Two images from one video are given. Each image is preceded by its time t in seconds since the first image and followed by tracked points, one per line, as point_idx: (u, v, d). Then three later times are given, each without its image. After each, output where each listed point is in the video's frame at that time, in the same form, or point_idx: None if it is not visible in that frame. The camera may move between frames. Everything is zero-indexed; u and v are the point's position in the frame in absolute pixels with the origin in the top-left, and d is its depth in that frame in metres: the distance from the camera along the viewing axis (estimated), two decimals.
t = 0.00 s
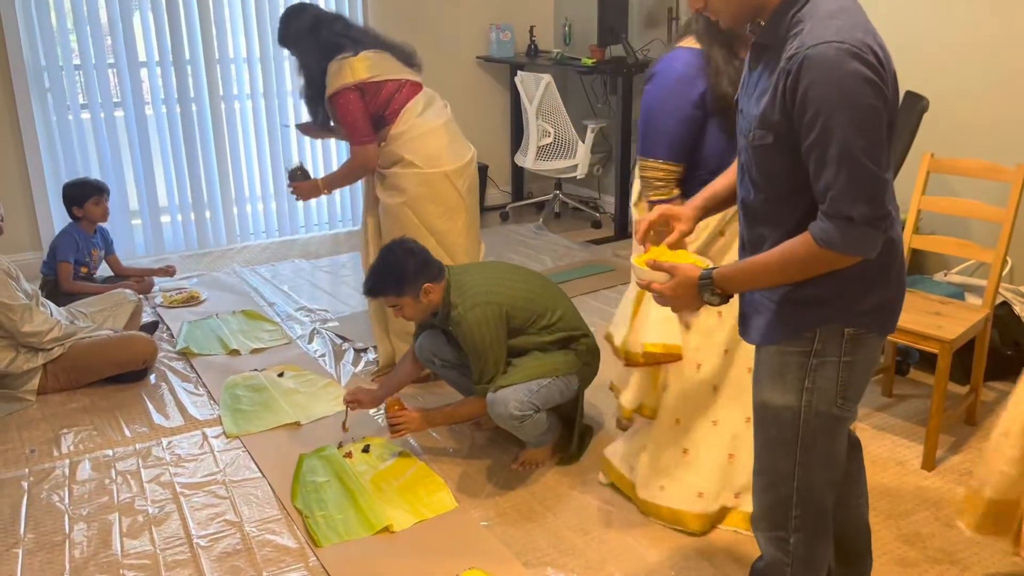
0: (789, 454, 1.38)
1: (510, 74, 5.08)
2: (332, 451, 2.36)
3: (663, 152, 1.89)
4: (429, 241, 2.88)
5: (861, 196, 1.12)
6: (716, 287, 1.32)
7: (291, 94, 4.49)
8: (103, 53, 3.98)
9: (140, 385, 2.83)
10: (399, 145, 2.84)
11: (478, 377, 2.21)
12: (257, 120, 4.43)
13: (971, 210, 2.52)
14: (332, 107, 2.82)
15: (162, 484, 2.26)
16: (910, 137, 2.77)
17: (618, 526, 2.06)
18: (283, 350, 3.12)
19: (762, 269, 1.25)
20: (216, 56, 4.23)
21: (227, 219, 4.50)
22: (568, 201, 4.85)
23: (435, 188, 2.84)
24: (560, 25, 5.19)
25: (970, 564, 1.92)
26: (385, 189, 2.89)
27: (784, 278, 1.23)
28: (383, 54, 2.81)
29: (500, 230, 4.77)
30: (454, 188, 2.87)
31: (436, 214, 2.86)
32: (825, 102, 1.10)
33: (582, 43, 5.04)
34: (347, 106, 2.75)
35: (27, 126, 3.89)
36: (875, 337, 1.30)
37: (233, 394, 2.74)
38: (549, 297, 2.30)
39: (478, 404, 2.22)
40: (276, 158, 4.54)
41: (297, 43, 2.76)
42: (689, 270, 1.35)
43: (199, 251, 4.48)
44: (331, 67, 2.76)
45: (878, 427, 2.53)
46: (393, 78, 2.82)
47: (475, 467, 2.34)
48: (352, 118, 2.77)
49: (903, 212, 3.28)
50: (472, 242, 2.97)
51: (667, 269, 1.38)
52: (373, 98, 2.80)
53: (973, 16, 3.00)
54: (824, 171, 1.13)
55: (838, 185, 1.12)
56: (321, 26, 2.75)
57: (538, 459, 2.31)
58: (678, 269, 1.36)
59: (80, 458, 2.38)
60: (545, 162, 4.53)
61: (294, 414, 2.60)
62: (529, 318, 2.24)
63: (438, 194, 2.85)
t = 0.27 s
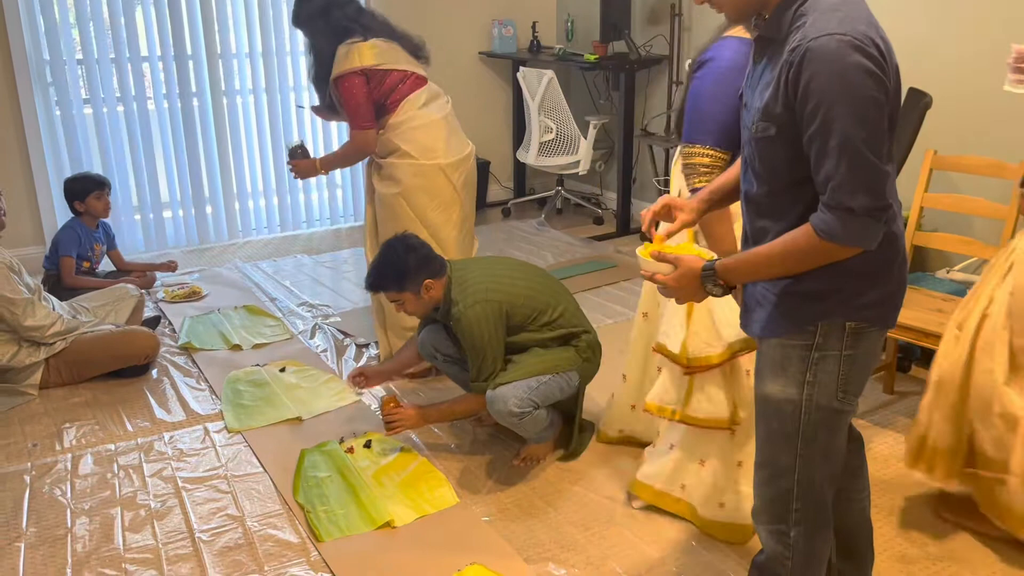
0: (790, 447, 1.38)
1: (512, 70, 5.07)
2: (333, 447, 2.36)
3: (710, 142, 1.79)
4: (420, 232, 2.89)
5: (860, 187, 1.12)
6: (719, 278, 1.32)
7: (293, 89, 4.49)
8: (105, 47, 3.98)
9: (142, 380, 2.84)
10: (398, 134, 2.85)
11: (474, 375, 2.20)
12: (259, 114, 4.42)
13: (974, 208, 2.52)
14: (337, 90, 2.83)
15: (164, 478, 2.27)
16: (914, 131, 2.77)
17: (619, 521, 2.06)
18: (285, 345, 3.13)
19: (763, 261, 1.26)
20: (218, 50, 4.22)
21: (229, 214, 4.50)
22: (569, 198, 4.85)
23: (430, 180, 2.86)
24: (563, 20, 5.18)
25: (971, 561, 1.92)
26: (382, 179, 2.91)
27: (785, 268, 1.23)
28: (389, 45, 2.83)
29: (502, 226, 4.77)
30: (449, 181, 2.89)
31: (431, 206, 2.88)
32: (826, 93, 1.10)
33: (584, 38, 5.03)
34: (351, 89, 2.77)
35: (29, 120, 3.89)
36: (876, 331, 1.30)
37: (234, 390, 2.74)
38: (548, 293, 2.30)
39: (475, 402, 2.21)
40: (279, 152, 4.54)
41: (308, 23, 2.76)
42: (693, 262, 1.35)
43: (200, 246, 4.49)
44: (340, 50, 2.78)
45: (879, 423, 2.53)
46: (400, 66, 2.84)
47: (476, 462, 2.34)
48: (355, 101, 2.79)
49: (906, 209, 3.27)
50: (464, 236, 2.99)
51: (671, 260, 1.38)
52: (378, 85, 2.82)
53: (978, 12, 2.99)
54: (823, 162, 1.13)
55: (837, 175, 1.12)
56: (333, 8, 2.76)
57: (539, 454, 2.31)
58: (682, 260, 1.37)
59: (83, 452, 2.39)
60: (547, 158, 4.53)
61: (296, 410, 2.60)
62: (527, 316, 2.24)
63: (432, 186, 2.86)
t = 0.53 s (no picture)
0: (791, 439, 1.37)
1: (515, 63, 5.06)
2: (335, 439, 2.37)
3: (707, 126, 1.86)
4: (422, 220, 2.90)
5: (862, 181, 1.11)
6: (720, 279, 1.32)
7: (296, 82, 4.48)
8: (108, 40, 3.98)
9: (144, 372, 2.84)
10: (404, 121, 2.86)
11: (474, 342, 2.17)
12: (261, 107, 4.42)
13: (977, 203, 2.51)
14: (347, 74, 2.83)
15: (166, 470, 2.27)
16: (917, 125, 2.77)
17: (620, 515, 2.07)
18: (287, 338, 3.13)
19: (763, 255, 1.25)
20: (220, 43, 4.22)
21: (231, 207, 4.50)
22: (572, 191, 4.85)
23: (434, 169, 2.86)
24: (566, 14, 5.17)
25: (971, 555, 1.92)
26: (386, 166, 2.92)
27: (784, 264, 1.23)
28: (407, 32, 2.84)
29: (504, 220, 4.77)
30: (452, 170, 2.89)
31: (433, 194, 2.88)
32: (827, 87, 1.10)
33: (587, 32, 5.01)
34: (362, 74, 2.77)
35: (32, 113, 3.89)
36: (878, 325, 1.31)
37: (236, 382, 2.75)
38: (552, 257, 2.26)
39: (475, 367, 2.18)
40: (281, 145, 4.53)
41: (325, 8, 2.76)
42: (694, 264, 1.35)
43: (202, 238, 4.49)
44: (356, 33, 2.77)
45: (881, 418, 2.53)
46: (412, 56, 2.83)
47: (477, 455, 2.34)
48: (365, 87, 2.79)
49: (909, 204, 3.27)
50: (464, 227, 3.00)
51: (671, 264, 1.38)
52: (389, 73, 2.81)
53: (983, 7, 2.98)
54: (825, 155, 1.13)
55: (838, 169, 1.12)
56: None
57: (540, 447, 2.32)
58: (683, 262, 1.37)
59: (85, 444, 2.39)
60: (549, 152, 4.53)
61: (298, 402, 2.60)
62: (528, 282, 2.22)
63: (433, 175, 2.87)
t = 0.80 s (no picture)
0: (794, 441, 1.37)
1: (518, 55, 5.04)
2: (337, 430, 2.37)
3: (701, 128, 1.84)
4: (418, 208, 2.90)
5: (875, 220, 1.12)
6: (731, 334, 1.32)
7: (298, 72, 4.47)
8: (110, 29, 3.97)
9: (147, 362, 2.85)
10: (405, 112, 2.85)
11: (480, 270, 2.15)
12: (264, 98, 4.41)
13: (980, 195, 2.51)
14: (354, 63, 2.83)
15: (168, 460, 2.28)
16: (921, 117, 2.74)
17: (621, 506, 2.07)
18: (289, 328, 3.13)
19: (777, 300, 1.24)
20: (222, 33, 4.21)
21: (233, 197, 4.50)
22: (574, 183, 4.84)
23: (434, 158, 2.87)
24: (569, 5, 5.15)
25: (971, 548, 1.93)
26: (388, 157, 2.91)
27: (796, 307, 1.22)
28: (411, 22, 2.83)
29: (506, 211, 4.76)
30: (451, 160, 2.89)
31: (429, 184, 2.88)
32: (838, 131, 1.09)
33: (590, 23, 5.00)
34: (367, 64, 2.77)
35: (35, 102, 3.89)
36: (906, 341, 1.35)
37: (239, 372, 2.75)
38: (559, 186, 2.21)
39: (479, 295, 2.16)
40: (283, 135, 4.52)
41: None
42: (702, 322, 1.35)
43: (204, 229, 4.49)
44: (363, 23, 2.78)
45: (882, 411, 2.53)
46: (417, 47, 2.82)
47: (478, 446, 2.35)
48: (370, 76, 2.78)
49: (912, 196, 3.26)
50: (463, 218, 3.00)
51: (677, 322, 1.37)
52: (394, 63, 2.81)
53: None
54: (837, 199, 1.13)
55: (853, 211, 1.12)
56: None
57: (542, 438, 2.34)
58: (689, 320, 1.36)
59: (87, 434, 2.40)
60: (552, 143, 4.51)
61: (300, 393, 2.61)
62: (532, 213, 2.16)
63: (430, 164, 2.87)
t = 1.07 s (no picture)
0: (787, 486, 1.39)
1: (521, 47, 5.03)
2: (339, 422, 2.37)
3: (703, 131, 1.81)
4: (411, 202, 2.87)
5: (873, 345, 1.20)
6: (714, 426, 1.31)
7: (301, 64, 4.46)
8: (112, 20, 3.96)
9: (149, 353, 2.85)
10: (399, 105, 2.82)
11: (491, 189, 2.08)
12: (266, 90, 4.40)
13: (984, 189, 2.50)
14: (352, 54, 2.84)
15: (171, 451, 2.28)
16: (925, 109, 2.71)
17: (623, 499, 2.07)
18: (291, 320, 3.14)
19: (769, 415, 1.28)
20: (225, 24, 4.20)
21: (235, 189, 4.50)
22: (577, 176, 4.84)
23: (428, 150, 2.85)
24: None
25: (973, 542, 1.93)
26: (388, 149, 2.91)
27: (789, 422, 1.26)
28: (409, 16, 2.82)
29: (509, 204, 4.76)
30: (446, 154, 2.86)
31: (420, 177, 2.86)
32: (839, 261, 1.18)
33: (594, 16, 4.98)
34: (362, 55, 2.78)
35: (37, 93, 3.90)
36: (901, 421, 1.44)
37: (241, 364, 2.75)
38: (566, 115, 2.19)
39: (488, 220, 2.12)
40: (286, 127, 4.52)
41: None
42: (684, 414, 1.32)
43: (207, 220, 4.49)
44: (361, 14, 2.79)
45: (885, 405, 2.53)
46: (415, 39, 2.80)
47: (480, 438, 2.35)
48: (365, 68, 2.79)
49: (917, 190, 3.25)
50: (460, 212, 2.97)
51: (657, 413, 1.34)
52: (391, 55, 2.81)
53: None
54: (839, 324, 1.21)
55: (857, 334, 1.20)
56: None
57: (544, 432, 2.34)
58: (671, 412, 1.33)
59: (90, 424, 2.40)
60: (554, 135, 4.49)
61: (302, 384, 2.61)
62: (541, 137, 2.14)
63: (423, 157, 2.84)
